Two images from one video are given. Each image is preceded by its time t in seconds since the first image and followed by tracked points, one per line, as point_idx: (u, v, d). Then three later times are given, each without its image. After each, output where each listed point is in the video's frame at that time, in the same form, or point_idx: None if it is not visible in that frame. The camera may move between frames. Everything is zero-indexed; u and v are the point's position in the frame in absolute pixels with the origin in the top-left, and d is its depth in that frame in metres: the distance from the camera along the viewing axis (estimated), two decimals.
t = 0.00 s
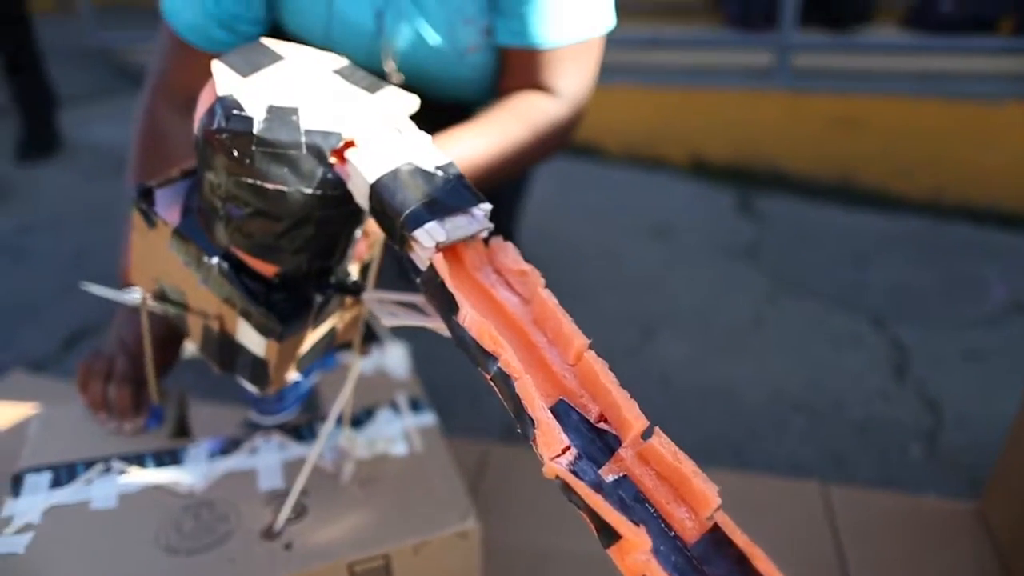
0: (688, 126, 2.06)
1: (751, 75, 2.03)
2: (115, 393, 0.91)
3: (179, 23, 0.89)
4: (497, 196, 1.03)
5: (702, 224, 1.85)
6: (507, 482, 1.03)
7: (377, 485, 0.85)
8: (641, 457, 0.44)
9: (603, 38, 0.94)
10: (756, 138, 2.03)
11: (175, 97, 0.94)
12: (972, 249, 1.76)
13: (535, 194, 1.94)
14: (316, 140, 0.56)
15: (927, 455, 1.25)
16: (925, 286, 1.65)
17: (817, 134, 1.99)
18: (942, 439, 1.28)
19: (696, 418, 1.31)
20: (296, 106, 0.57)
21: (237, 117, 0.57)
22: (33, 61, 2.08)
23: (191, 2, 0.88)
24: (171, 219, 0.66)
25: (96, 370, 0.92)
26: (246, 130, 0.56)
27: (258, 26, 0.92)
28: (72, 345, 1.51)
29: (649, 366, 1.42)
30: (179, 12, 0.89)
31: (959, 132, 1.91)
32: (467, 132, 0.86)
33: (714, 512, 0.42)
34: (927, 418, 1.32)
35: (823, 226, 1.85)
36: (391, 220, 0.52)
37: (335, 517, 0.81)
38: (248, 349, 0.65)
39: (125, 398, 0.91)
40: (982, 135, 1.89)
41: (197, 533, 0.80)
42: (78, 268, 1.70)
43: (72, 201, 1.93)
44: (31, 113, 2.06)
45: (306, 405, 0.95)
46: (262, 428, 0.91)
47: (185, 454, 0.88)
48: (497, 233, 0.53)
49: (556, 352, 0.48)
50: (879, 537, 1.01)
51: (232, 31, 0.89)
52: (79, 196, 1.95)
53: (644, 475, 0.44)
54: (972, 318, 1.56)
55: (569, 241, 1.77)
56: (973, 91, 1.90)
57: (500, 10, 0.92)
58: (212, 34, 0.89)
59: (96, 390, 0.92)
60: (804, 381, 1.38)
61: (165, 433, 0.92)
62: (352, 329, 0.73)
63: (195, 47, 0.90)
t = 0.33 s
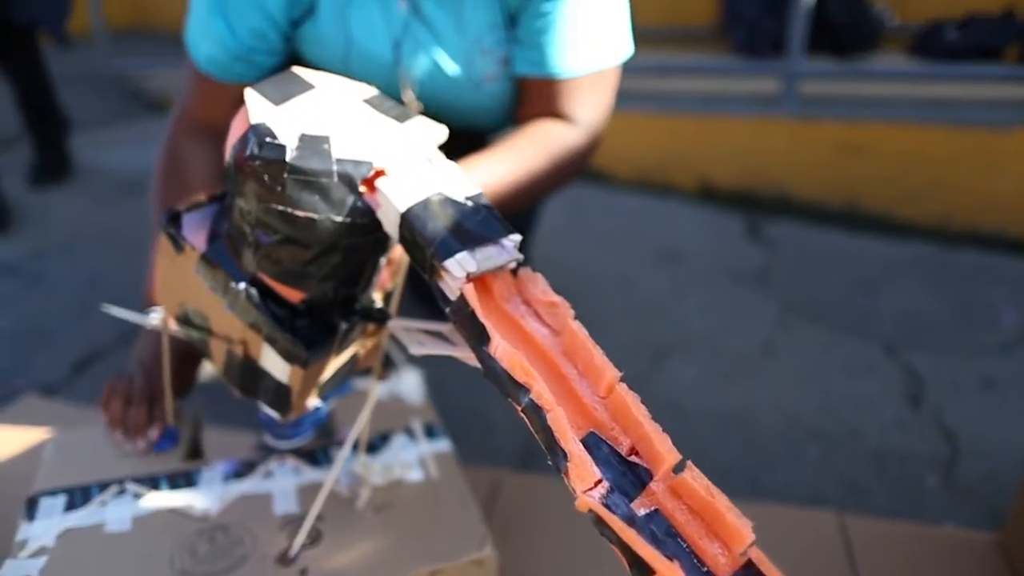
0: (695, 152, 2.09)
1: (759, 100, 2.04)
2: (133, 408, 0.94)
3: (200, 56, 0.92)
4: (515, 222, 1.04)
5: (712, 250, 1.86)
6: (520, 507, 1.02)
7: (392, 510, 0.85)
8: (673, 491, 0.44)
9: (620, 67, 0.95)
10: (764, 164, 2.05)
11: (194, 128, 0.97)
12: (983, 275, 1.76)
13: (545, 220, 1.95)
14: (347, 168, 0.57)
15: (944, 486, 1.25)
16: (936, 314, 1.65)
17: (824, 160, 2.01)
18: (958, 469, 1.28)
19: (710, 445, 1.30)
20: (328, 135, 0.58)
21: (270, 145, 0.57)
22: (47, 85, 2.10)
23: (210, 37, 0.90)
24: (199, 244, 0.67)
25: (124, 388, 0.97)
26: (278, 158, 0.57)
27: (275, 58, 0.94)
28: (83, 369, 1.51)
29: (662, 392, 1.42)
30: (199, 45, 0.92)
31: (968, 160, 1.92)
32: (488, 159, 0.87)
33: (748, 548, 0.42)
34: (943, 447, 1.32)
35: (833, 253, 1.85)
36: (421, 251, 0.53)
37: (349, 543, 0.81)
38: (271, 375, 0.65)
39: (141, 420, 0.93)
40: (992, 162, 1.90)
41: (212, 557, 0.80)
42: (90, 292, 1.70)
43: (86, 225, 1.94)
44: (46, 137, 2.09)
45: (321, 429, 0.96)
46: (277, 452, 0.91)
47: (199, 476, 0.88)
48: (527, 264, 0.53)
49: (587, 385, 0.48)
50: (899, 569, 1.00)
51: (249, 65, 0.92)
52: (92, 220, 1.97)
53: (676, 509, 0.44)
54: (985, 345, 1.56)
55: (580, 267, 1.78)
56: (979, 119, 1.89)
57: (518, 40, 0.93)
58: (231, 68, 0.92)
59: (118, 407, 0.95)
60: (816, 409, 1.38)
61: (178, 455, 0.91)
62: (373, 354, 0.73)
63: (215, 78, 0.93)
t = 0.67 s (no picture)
0: (704, 176, 2.10)
1: (768, 123, 2.05)
2: (160, 419, 0.93)
3: (217, 80, 0.93)
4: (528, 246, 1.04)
5: (721, 274, 1.86)
6: (532, 531, 1.01)
7: (408, 536, 0.84)
8: (700, 521, 0.45)
9: (633, 93, 0.96)
10: (770, 188, 2.06)
11: (211, 149, 0.98)
12: (994, 298, 1.76)
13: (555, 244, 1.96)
14: (371, 197, 0.57)
15: (961, 512, 1.24)
16: (948, 337, 1.64)
17: (829, 184, 2.02)
18: (974, 496, 1.27)
19: (723, 471, 1.30)
20: (352, 162, 0.59)
21: (294, 173, 0.58)
22: (59, 108, 2.11)
23: (228, 65, 0.91)
24: (220, 269, 0.67)
25: (148, 401, 0.94)
26: (303, 186, 0.57)
27: (292, 84, 0.96)
28: (93, 392, 1.51)
29: (673, 416, 1.41)
30: (217, 71, 0.92)
31: (975, 184, 1.92)
32: (504, 184, 0.88)
33: None
34: (959, 473, 1.31)
35: (842, 276, 1.85)
36: (445, 279, 0.53)
37: (366, 569, 0.81)
38: (291, 401, 0.66)
39: (169, 424, 0.92)
40: (999, 185, 1.90)
41: None
42: (100, 314, 1.71)
43: (96, 247, 1.96)
44: (58, 160, 2.10)
45: (335, 454, 0.95)
46: (290, 476, 0.91)
47: (213, 501, 0.87)
48: (550, 292, 0.53)
49: (613, 414, 0.48)
50: None
51: (267, 92, 0.93)
52: (103, 242, 1.98)
53: (704, 539, 0.44)
54: (998, 369, 1.55)
55: (589, 291, 1.78)
56: (984, 143, 1.90)
57: (533, 66, 0.94)
58: (248, 93, 0.93)
59: (145, 419, 0.93)
60: (829, 435, 1.37)
61: (192, 479, 0.92)
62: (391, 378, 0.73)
63: (231, 103, 0.94)
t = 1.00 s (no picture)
0: (710, 200, 2.11)
1: (773, 147, 2.06)
2: (176, 447, 0.90)
3: (232, 103, 0.97)
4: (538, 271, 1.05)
5: (728, 297, 1.86)
6: (542, 558, 1.00)
7: (420, 564, 0.84)
8: (720, 550, 0.45)
9: (643, 119, 0.97)
10: (775, 211, 2.06)
11: (226, 172, 1.01)
12: (1003, 322, 1.75)
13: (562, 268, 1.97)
14: (386, 225, 0.58)
15: (977, 540, 1.22)
16: (958, 362, 1.63)
17: (834, 208, 2.03)
18: (990, 523, 1.25)
19: (734, 497, 1.29)
20: (366, 190, 0.59)
21: (310, 202, 0.58)
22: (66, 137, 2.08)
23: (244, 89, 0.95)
24: (234, 296, 0.68)
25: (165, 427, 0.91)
26: (319, 214, 0.57)
27: (308, 108, 1.00)
28: (100, 415, 1.51)
29: (683, 441, 1.40)
30: (233, 94, 0.96)
31: (981, 208, 1.92)
32: (516, 209, 0.88)
33: None
34: (974, 500, 1.29)
35: (850, 300, 1.84)
36: (461, 306, 0.53)
37: None
38: (304, 427, 0.66)
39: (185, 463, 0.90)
40: (1005, 209, 1.90)
41: None
42: (108, 337, 1.72)
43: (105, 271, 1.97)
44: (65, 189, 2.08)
45: (346, 480, 0.95)
46: (302, 502, 0.91)
47: (224, 529, 0.86)
48: (565, 319, 0.53)
49: (630, 442, 0.48)
50: None
51: (283, 116, 0.97)
52: (113, 266, 2.00)
53: (723, 568, 0.45)
54: (1010, 394, 1.54)
55: (596, 314, 1.78)
56: (989, 167, 1.90)
57: (543, 91, 0.98)
58: (264, 116, 0.97)
59: (163, 445, 0.91)
60: (841, 459, 1.36)
61: (202, 507, 0.92)
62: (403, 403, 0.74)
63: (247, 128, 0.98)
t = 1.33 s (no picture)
0: (715, 224, 2.12)
1: (778, 172, 2.08)
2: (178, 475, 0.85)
3: (247, 128, 0.99)
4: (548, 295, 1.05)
5: (734, 322, 1.86)
6: None
7: None
8: None
9: (651, 145, 0.97)
10: (780, 236, 2.07)
11: (237, 196, 1.02)
12: (1012, 348, 1.75)
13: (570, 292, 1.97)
14: (404, 252, 0.58)
15: (993, 569, 1.20)
16: (968, 387, 1.62)
17: (840, 233, 2.03)
18: (1005, 551, 1.23)
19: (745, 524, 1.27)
20: (384, 218, 0.59)
21: (329, 229, 0.58)
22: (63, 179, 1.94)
23: (258, 114, 0.98)
24: (250, 323, 0.68)
25: (165, 451, 0.85)
26: (339, 242, 0.58)
27: (321, 134, 1.02)
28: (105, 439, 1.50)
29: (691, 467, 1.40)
30: (247, 119, 0.99)
31: (987, 233, 1.93)
32: (529, 235, 0.89)
33: None
34: (988, 528, 1.28)
35: (856, 325, 1.84)
36: (479, 334, 0.53)
37: None
38: (320, 455, 0.65)
39: (189, 491, 0.85)
40: (1011, 234, 1.90)
41: None
42: (115, 360, 1.72)
43: (112, 294, 1.97)
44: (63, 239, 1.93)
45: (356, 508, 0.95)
46: (312, 530, 0.90)
47: (232, 557, 0.85)
48: (583, 346, 0.53)
49: (652, 470, 0.49)
50: None
51: (297, 141, 1.00)
52: (119, 289, 2.00)
53: None
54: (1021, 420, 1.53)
55: (602, 339, 1.78)
56: (995, 193, 1.91)
57: (553, 118, 0.99)
58: (278, 142, 0.99)
59: (162, 471, 0.85)
60: (853, 487, 1.35)
61: (210, 535, 0.91)
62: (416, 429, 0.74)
63: (261, 152, 1.00)
